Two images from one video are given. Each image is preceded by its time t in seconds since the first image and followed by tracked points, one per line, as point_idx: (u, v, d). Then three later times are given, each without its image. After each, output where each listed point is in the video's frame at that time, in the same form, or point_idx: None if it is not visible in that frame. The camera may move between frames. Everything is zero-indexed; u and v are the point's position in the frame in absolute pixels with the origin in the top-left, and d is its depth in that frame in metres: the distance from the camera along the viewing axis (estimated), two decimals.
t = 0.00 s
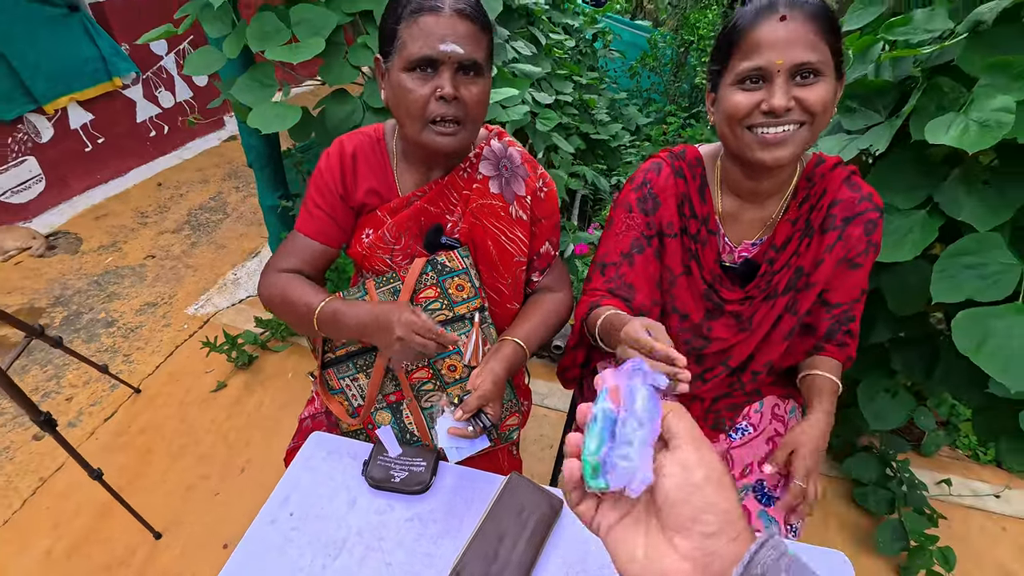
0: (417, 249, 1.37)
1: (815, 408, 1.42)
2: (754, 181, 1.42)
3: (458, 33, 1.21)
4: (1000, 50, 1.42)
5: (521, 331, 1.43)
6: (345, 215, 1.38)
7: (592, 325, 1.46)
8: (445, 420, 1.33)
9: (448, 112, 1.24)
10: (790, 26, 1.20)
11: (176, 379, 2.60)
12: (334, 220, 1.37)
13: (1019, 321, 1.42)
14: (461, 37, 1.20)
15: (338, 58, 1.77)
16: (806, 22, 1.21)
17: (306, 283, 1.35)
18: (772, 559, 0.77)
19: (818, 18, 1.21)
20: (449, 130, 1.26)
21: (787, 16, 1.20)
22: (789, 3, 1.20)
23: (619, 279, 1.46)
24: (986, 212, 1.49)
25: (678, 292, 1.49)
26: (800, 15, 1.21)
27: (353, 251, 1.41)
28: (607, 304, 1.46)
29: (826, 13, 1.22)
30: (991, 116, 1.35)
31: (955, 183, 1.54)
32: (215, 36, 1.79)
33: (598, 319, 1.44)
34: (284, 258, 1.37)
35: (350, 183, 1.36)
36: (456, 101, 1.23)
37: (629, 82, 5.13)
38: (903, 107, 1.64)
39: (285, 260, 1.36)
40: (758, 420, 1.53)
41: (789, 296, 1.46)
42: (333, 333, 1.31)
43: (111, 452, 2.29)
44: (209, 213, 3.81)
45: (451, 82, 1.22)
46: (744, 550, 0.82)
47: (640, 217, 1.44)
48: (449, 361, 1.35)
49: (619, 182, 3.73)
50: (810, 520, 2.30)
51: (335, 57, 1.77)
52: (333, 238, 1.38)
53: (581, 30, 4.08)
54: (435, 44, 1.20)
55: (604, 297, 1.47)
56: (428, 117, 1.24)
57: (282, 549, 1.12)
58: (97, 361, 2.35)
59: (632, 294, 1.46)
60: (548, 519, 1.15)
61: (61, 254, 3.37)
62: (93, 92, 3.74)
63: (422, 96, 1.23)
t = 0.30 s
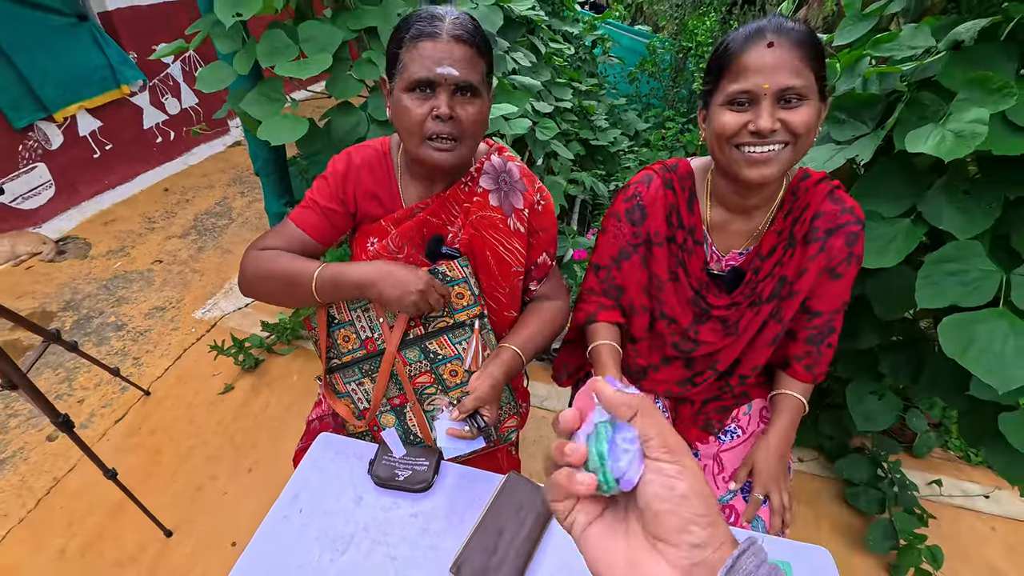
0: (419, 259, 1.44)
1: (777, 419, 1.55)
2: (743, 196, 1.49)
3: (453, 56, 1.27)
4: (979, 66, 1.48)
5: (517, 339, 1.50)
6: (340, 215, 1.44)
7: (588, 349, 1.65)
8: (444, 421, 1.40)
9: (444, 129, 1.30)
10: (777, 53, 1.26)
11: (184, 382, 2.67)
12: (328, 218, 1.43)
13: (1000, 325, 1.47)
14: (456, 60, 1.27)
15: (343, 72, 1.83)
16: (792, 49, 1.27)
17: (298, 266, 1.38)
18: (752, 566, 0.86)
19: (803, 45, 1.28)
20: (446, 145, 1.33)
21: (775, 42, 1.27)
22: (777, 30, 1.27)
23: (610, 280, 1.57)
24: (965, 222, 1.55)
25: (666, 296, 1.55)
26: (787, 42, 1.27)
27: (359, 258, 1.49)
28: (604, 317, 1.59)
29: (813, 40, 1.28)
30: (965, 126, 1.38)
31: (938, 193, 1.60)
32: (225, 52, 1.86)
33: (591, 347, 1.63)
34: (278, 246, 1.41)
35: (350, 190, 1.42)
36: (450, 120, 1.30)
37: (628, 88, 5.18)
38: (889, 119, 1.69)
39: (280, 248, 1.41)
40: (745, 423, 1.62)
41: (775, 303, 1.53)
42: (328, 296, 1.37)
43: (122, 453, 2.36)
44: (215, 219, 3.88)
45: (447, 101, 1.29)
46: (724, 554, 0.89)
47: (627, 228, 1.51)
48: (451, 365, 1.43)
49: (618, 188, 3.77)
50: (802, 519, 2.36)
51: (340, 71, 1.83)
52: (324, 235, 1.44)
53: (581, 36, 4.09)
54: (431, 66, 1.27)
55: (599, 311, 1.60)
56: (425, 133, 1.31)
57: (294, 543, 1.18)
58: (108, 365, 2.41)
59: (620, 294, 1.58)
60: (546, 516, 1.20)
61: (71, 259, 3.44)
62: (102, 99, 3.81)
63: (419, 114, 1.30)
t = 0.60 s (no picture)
0: (419, 262, 1.49)
1: (772, 421, 1.57)
2: (735, 200, 1.53)
3: (458, 71, 1.31)
4: (970, 75, 1.51)
5: (516, 340, 1.54)
6: (342, 218, 1.48)
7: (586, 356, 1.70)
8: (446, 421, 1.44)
9: (446, 141, 1.35)
10: (763, 65, 1.30)
11: (189, 383, 2.71)
12: (329, 220, 1.46)
13: (987, 330, 1.50)
14: (460, 76, 1.31)
15: (345, 80, 1.86)
16: (778, 61, 1.31)
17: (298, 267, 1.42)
18: (731, 557, 0.85)
19: (790, 57, 1.32)
20: (448, 156, 1.37)
21: (761, 54, 1.31)
22: (764, 42, 1.31)
23: (609, 282, 1.60)
24: (955, 228, 1.58)
25: (664, 297, 1.59)
26: (773, 54, 1.31)
27: (360, 262, 1.52)
28: (602, 326, 1.64)
29: (798, 51, 1.32)
30: (957, 136, 1.41)
31: (930, 200, 1.62)
32: (231, 61, 1.91)
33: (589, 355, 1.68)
34: (279, 247, 1.45)
35: (353, 196, 1.46)
36: (453, 132, 1.34)
37: (628, 91, 5.21)
38: (883, 125, 1.72)
39: (281, 249, 1.45)
40: (742, 422, 1.62)
41: (768, 302, 1.56)
42: (330, 299, 1.41)
43: (128, 453, 2.40)
44: (218, 222, 3.92)
45: (449, 114, 1.33)
46: (707, 542, 0.90)
47: (625, 231, 1.54)
48: (450, 367, 1.47)
49: (617, 191, 3.79)
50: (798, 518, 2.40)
51: (342, 79, 1.87)
52: (325, 236, 1.48)
53: (582, 41, 4.19)
54: (434, 80, 1.31)
55: (596, 321, 1.64)
56: (427, 144, 1.35)
57: (299, 538, 1.22)
58: (115, 366, 2.45)
59: (620, 295, 1.61)
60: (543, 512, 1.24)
61: (76, 261, 3.48)
62: (107, 104, 3.85)
63: (422, 126, 1.34)
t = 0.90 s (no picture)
0: (421, 263, 1.52)
1: (771, 417, 1.58)
2: (731, 200, 1.55)
3: (460, 78, 1.33)
4: (965, 77, 1.52)
5: (516, 340, 1.56)
6: (344, 221, 1.51)
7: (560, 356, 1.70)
8: (445, 418, 1.44)
9: (449, 146, 1.37)
10: (756, 69, 1.33)
11: (192, 383, 2.74)
12: (331, 222, 1.50)
13: (985, 330, 1.52)
14: (462, 82, 1.33)
15: (348, 84, 1.88)
16: (770, 65, 1.33)
17: (297, 271, 1.45)
18: (714, 546, 0.85)
19: (782, 61, 1.34)
20: (450, 160, 1.39)
21: (754, 58, 1.33)
22: (757, 46, 1.33)
23: (604, 280, 1.61)
24: (951, 229, 1.60)
25: (664, 294, 1.62)
26: (766, 58, 1.33)
27: (362, 261, 1.55)
28: (585, 331, 1.63)
29: (791, 55, 1.34)
30: (951, 139, 1.43)
31: (926, 201, 1.64)
32: (235, 65, 1.93)
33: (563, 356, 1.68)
34: (279, 247, 1.48)
35: (356, 201, 1.50)
36: (457, 137, 1.36)
37: (628, 93, 5.24)
38: (879, 127, 1.74)
39: (281, 249, 1.47)
40: (742, 415, 1.64)
41: (764, 299, 1.59)
42: (338, 310, 1.45)
43: (133, 452, 2.42)
44: (221, 224, 3.95)
45: (452, 120, 1.36)
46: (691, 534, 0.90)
47: (625, 229, 1.57)
48: (453, 366, 1.49)
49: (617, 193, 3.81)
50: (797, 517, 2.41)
51: (344, 83, 1.89)
52: (326, 237, 1.51)
53: (582, 44, 4.21)
54: (437, 87, 1.33)
55: (580, 324, 1.64)
56: (429, 149, 1.38)
57: (303, 531, 1.24)
58: (119, 366, 2.48)
59: (614, 294, 1.62)
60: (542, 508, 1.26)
61: (81, 263, 3.51)
62: (111, 107, 3.88)
63: (426, 131, 1.37)
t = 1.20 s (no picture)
0: (423, 262, 1.53)
1: (766, 419, 1.59)
2: (728, 204, 1.56)
3: (459, 86, 1.35)
4: (963, 78, 1.53)
5: (518, 340, 1.58)
6: (348, 219, 1.53)
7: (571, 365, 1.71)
8: (448, 416, 1.46)
9: (446, 152, 1.39)
10: (752, 75, 1.34)
11: (195, 383, 2.76)
12: (335, 220, 1.51)
13: (983, 329, 1.53)
14: (462, 91, 1.34)
15: (350, 86, 1.90)
16: (767, 71, 1.34)
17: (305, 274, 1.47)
18: (709, 543, 0.82)
19: (779, 67, 1.35)
20: (449, 165, 1.41)
21: (750, 64, 1.34)
22: (753, 52, 1.35)
23: (611, 286, 1.60)
24: (950, 229, 1.61)
25: (664, 296, 1.63)
26: (762, 64, 1.34)
27: (363, 261, 1.57)
28: (592, 347, 1.64)
29: (787, 60, 1.35)
30: (949, 139, 1.43)
31: (925, 201, 1.64)
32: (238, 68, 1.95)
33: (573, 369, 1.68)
34: (284, 249, 1.48)
35: (360, 198, 1.51)
36: (454, 144, 1.38)
37: (628, 95, 5.25)
38: (878, 128, 1.75)
39: (286, 252, 1.48)
40: (738, 416, 1.64)
41: (761, 301, 1.60)
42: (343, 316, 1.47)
43: (136, 451, 2.44)
44: (223, 226, 3.97)
45: (450, 127, 1.37)
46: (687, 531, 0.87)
47: (629, 232, 1.57)
48: (453, 368, 1.50)
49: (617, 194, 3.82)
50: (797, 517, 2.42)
51: (347, 85, 1.90)
52: (330, 236, 1.52)
53: (582, 46, 4.19)
54: (437, 94, 1.35)
55: (589, 339, 1.64)
56: (427, 154, 1.40)
57: (305, 528, 1.25)
58: (123, 367, 2.49)
59: (620, 299, 1.61)
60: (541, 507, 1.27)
61: (84, 265, 3.53)
62: (115, 109, 3.90)
63: (423, 136, 1.38)
